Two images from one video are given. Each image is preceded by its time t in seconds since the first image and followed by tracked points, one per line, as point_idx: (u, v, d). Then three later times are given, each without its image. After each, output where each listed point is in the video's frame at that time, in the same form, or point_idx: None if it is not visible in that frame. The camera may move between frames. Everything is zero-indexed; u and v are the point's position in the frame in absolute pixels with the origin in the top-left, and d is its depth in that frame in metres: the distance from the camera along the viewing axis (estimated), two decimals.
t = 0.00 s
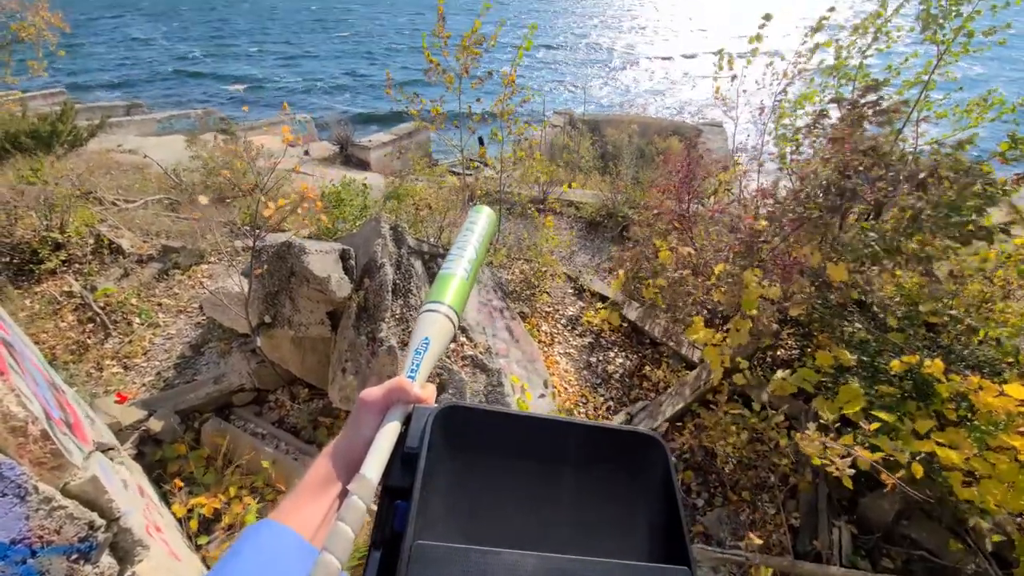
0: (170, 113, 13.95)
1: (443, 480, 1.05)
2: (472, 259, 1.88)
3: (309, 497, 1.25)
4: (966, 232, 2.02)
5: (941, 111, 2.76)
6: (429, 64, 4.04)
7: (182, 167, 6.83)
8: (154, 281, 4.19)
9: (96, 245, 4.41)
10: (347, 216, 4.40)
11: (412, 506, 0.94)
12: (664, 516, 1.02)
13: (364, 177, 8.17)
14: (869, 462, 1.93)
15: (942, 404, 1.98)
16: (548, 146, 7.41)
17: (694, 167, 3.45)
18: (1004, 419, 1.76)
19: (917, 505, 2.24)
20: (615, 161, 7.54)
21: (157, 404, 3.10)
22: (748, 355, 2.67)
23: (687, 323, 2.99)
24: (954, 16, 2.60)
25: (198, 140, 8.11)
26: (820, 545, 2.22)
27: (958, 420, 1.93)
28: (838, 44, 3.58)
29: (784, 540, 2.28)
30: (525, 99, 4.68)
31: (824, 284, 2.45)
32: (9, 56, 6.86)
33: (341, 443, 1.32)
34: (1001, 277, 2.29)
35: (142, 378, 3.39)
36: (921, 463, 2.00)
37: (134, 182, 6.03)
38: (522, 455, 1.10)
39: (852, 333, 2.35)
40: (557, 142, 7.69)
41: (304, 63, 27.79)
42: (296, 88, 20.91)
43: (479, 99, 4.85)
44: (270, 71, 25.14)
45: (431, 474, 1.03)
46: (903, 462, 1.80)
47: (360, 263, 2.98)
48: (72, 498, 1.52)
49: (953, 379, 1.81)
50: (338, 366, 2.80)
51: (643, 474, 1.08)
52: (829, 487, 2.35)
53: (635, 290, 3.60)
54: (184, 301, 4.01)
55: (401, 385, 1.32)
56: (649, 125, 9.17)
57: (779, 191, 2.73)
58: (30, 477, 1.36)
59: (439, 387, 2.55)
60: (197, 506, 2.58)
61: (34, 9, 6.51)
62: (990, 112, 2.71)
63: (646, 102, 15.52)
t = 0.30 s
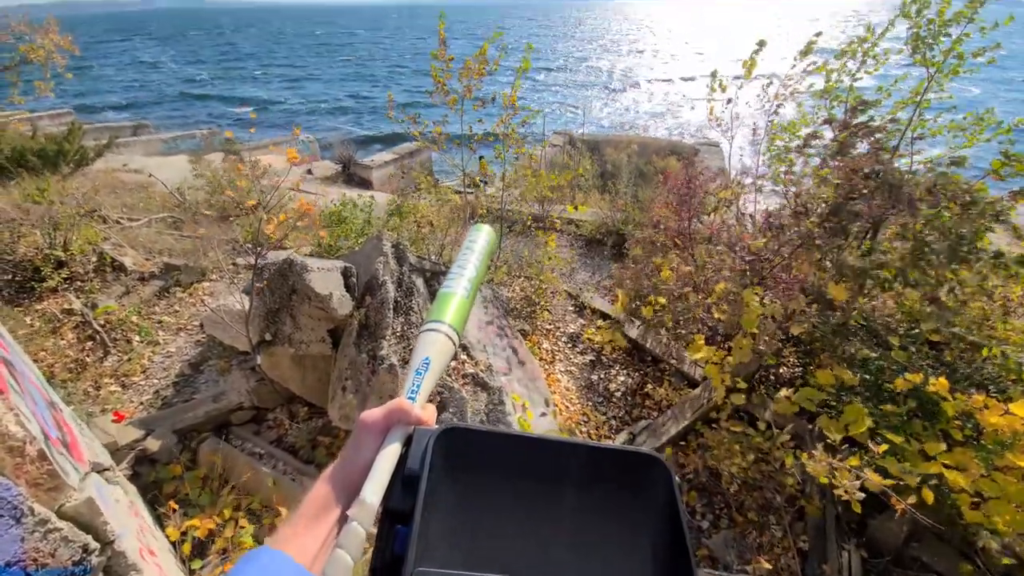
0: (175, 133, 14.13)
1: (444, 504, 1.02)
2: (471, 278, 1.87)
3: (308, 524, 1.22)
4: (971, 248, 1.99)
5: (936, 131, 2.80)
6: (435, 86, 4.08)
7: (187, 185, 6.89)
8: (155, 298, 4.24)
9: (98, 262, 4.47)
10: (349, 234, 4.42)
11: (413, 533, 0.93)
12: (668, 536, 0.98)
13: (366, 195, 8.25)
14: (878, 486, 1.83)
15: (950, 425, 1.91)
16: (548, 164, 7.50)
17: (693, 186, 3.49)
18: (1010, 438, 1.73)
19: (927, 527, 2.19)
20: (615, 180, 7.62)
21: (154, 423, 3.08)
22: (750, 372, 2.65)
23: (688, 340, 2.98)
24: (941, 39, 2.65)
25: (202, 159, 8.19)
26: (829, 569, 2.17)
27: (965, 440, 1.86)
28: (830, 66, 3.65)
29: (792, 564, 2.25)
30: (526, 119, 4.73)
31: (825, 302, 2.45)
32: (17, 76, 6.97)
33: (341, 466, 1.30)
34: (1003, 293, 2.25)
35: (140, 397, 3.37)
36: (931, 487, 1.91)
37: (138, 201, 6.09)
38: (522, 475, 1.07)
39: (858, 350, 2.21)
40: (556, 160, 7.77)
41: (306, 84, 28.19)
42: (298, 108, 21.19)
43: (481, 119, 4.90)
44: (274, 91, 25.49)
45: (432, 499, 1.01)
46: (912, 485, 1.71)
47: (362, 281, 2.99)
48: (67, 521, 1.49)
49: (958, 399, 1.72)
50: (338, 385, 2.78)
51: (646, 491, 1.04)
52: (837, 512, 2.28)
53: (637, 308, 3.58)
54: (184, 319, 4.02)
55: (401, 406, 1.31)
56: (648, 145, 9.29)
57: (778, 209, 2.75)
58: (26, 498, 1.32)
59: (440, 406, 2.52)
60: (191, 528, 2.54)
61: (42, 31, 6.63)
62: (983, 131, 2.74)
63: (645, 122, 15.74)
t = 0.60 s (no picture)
0: (178, 151, 14.26)
1: (444, 525, 1.00)
2: (468, 294, 1.86)
3: (304, 547, 1.21)
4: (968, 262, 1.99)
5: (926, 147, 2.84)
6: (437, 107, 4.11)
7: (190, 202, 6.94)
8: (154, 314, 4.27)
9: (98, 278, 4.54)
10: (350, 250, 4.44)
11: (411, 548, 0.90)
12: (672, 556, 0.96)
13: (367, 213, 8.30)
14: (883, 507, 1.77)
15: (953, 442, 1.85)
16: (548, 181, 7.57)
17: (690, 202, 3.53)
18: (1017, 454, 1.67)
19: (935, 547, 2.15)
20: (613, 196, 7.70)
21: (149, 442, 3.05)
22: (752, 389, 2.64)
23: (689, 356, 2.97)
24: (923, 59, 2.71)
25: (205, 177, 8.25)
26: None
27: (969, 458, 1.80)
28: (821, 85, 3.72)
29: None
30: (525, 138, 4.78)
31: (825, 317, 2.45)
32: (24, 96, 7.06)
33: (337, 486, 1.27)
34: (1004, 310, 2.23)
35: (136, 415, 3.34)
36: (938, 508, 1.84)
37: (140, 217, 6.13)
38: (522, 495, 1.06)
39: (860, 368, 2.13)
40: (555, 177, 7.85)
41: (308, 103, 28.50)
42: (299, 126, 21.40)
43: (480, 138, 4.95)
44: (276, 110, 25.76)
45: (431, 518, 0.98)
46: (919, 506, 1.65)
47: (362, 297, 3.00)
48: (61, 542, 1.46)
49: (960, 416, 1.66)
50: (338, 402, 2.76)
51: (648, 512, 1.03)
52: (844, 531, 2.27)
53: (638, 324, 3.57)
54: (182, 335, 4.03)
55: (399, 426, 1.27)
56: (646, 162, 9.40)
57: (776, 225, 2.77)
58: (21, 518, 1.29)
59: (440, 424, 2.49)
60: (184, 550, 2.48)
61: (49, 52, 6.73)
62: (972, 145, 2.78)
63: (643, 141, 15.94)
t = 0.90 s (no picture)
0: (179, 172, 14.35)
1: (443, 552, 0.97)
2: (467, 315, 1.85)
3: None
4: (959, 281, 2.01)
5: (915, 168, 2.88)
6: (434, 130, 4.17)
7: (191, 222, 6.96)
8: (151, 334, 4.24)
9: (97, 298, 4.52)
10: (349, 270, 4.43)
11: None
12: None
13: (367, 233, 8.34)
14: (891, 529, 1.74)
15: (957, 463, 1.82)
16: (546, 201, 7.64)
17: (689, 222, 3.56)
18: None
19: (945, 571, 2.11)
20: (611, 216, 7.76)
21: (142, 466, 3.00)
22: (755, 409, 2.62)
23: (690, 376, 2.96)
24: (901, 83, 2.79)
25: (205, 197, 8.29)
26: None
27: (975, 479, 1.78)
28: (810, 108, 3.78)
29: None
30: (523, 159, 4.83)
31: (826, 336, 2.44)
32: (29, 119, 7.16)
33: (334, 513, 1.25)
34: (1000, 329, 2.23)
35: (130, 437, 3.28)
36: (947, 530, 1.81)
37: (140, 237, 6.15)
38: (523, 521, 1.03)
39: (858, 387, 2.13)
40: (553, 197, 7.91)
41: (309, 125, 28.82)
42: (300, 148, 21.62)
43: (478, 159, 5.01)
44: (276, 133, 26.02)
45: (429, 545, 0.96)
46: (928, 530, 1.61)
47: (362, 317, 2.95)
48: (52, 570, 1.43)
49: (965, 435, 1.65)
50: (335, 424, 2.72)
51: (652, 535, 0.99)
52: (851, 555, 2.23)
53: (639, 343, 3.55)
54: (179, 356, 4.00)
55: (397, 450, 1.26)
56: (643, 182, 9.49)
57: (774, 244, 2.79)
58: (11, 545, 1.23)
59: (438, 446, 2.45)
60: None
61: (55, 75, 6.83)
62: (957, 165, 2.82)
63: (639, 162, 16.14)
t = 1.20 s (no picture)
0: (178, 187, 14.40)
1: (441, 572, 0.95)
2: (464, 329, 1.85)
3: None
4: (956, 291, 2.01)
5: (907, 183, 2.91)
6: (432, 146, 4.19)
7: (190, 237, 6.96)
8: (148, 349, 4.21)
9: (94, 313, 4.50)
10: (348, 285, 4.43)
11: None
12: None
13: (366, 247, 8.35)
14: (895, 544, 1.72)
15: (962, 476, 1.80)
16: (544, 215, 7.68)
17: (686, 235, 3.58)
18: None
19: None
20: (608, 229, 7.80)
21: (136, 483, 2.96)
22: (755, 423, 2.60)
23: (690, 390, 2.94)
24: (889, 101, 2.83)
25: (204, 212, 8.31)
26: None
27: (979, 492, 1.77)
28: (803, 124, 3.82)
29: None
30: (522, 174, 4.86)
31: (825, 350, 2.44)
32: (31, 134, 7.19)
33: (330, 533, 1.23)
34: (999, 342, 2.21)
35: (124, 454, 3.24)
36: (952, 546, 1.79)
37: (139, 252, 6.15)
38: (523, 539, 1.01)
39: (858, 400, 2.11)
40: (551, 212, 7.94)
41: (308, 141, 28.99)
42: (299, 164, 21.72)
43: (476, 174, 5.03)
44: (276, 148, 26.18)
45: (428, 565, 0.94)
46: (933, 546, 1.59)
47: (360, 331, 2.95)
48: None
49: (968, 448, 1.64)
50: (332, 440, 2.69)
51: (654, 554, 0.96)
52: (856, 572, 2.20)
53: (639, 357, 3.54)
54: (176, 371, 3.97)
55: (395, 468, 1.24)
56: (640, 197, 9.56)
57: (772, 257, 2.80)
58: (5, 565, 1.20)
59: (437, 462, 2.42)
60: None
61: (58, 91, 6.88)
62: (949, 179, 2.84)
63: (635, 177, 16.27)
